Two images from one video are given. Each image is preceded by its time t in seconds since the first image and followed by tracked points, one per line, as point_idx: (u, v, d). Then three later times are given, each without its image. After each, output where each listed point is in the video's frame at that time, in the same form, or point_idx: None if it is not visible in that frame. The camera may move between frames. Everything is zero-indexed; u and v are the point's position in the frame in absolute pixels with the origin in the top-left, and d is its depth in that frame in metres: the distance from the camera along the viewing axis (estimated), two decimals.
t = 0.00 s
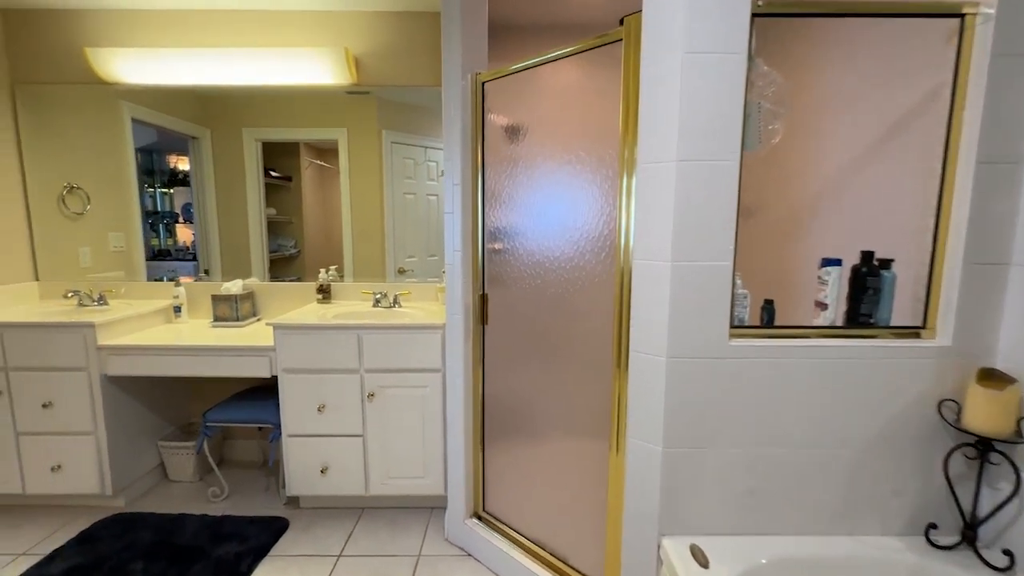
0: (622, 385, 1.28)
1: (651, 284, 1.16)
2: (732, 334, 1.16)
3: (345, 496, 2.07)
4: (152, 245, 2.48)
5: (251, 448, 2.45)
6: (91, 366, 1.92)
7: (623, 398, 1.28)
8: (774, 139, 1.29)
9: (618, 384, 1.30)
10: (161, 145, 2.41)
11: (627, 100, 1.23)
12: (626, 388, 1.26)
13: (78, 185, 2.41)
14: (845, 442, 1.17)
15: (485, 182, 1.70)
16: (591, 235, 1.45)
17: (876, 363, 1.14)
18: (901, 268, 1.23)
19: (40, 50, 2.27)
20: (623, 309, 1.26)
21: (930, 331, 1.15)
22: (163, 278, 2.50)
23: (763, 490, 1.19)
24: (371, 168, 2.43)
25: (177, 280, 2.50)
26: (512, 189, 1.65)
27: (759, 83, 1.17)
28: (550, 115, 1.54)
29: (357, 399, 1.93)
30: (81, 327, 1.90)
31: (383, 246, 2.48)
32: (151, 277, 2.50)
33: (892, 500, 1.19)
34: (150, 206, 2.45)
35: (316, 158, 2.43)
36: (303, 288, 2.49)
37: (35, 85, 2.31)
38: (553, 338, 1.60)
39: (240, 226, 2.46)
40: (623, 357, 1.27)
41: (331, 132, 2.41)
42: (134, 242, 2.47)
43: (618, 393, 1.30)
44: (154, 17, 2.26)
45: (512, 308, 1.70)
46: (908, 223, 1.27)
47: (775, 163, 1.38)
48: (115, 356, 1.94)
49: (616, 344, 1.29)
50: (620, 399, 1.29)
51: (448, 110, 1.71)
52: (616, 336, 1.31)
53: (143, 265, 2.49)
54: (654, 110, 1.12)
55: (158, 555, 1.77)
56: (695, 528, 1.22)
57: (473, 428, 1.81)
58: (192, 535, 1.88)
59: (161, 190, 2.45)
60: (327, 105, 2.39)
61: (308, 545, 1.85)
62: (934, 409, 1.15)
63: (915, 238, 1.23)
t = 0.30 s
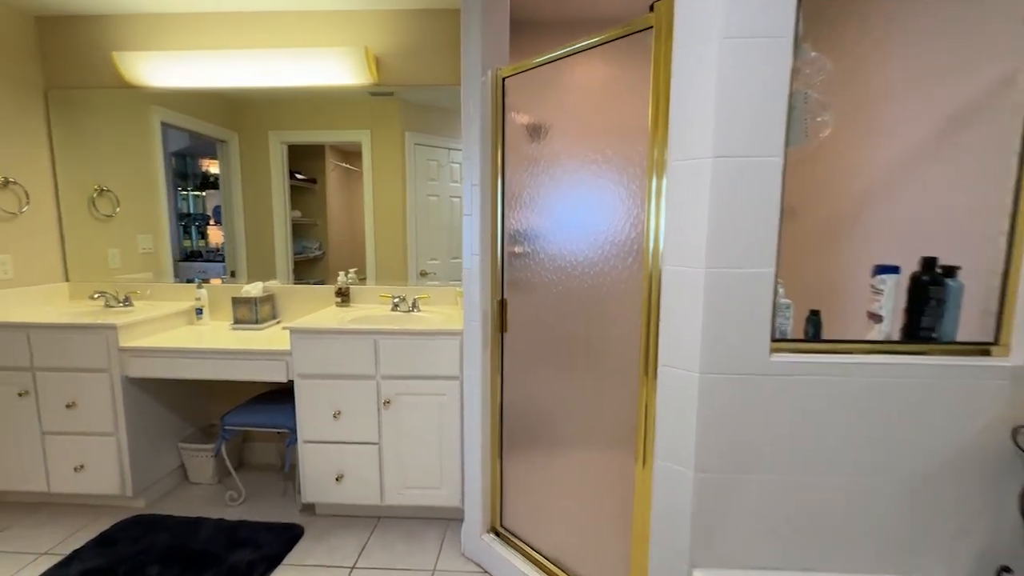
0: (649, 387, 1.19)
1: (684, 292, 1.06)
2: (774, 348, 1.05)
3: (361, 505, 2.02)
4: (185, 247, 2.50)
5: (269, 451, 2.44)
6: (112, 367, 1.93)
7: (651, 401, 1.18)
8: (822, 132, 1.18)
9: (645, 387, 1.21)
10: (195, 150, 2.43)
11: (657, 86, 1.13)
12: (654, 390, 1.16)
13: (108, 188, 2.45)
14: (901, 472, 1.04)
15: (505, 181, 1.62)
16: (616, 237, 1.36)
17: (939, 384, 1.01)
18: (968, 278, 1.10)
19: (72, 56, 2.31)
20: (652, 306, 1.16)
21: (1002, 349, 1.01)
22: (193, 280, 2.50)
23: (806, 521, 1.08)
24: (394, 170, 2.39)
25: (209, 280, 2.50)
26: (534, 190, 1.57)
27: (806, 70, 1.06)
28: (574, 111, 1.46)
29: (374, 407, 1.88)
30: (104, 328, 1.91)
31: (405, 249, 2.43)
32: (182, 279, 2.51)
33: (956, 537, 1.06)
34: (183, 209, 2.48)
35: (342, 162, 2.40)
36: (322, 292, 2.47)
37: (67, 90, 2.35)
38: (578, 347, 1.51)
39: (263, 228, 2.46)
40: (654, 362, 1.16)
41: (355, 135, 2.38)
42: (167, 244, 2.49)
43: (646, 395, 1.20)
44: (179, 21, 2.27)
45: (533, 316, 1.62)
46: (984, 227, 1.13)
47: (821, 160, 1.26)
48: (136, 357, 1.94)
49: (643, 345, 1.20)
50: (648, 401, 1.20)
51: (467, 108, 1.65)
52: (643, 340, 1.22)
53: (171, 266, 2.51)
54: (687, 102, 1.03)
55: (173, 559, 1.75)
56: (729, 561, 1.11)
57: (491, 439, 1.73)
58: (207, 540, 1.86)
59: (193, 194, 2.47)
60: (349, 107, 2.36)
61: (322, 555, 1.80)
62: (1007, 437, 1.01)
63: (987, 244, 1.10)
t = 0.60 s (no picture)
0: (679, 400, 1.07)
1: (720, 300, 0.96)
2: (824, 364, 0.94)
3: (377, 513, 1.98)
4: (215, 248, 2.50)
5: (288, 454, 2.42)
6: (134, 368, 1.94)
7: (681, 416, 1.06)
8: (879, 123, 1.06)
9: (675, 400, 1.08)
10: (224, 152, 2.43)
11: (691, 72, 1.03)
12: (687, 405, 1.04)
13: (136, 189, 2.48)
14: (971, 508, 0.92)
15: (526, 180, 1.54)
16: (643, 237, 1.27)
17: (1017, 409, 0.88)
18: None
19: (101, 60, 2.35)
20: (684, 312, 1.05)
21: None
22: (224, 281, 2.50)
23: (857, 559, 0.96)
24: (416, 170, 2.34)
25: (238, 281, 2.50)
26: (557, 188, 1.48)
27: (864, 52, 0.94)
28: (599, 104, 1.37)
29: (390, 413, 1.83)
30: (126, 329, 1.92)
31: (426, 250, 2.38)
32: (210, 279, 2.52)
33: None
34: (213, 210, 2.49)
35: (366, 163, 2.37)
36: (341, 294, 2.44)
37: (96, 93, 2.38)
38: (602, 356, 1.42)
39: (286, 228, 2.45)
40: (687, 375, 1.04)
41: (378, 135, 2.35)
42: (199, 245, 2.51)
43: (675, 409, 1.08)
44: (202, 22, 2.27)
45: (555, 321, 1.53)
46: None
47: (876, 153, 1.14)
48: (156, 358, 1.94)
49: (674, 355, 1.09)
50: (677, 415, 1.08)
51: (486, 104, 1.57)
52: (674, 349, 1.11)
53: (197, 267, 2.52)
54: (725, 90, 0.93)
55: (189, 563, 1.74)
56: None
57: (510, 450, 1.66)
58: (223, 544, 1.84)
59: (223, 195, 2.47)
60: (368, 107, 2.33)
61: (336, 563, 1.76)
62: None
63: None
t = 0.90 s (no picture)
0: (716, 411, 0.98)
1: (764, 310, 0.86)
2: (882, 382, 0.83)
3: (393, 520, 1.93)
4: (241, 248, 2.50)
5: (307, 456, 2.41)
6: (154, 368, 1.94)
7: (717, 425, 0.97)
8: (947, 109, 0.94)
9: (711, 409, 1.00)
10: (251, 153, 2.43)
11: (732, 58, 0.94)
12: (723, 413, 0.95)
13: (161, 190, 2.50)
14: None
15: (548, 178, 1.46)
16: (674, 236, 1.18)
17: None
18: None
19: (127, 62, 2.37)
20: (721, 315, 0.97)
21: None
22: (251, 281, 2.50)
23: None
24: (437, 169, 2.29)
25: (263, 281, 2.49)
26: (580, 187, 1.40)
27: (934, 29, 0.83)
28: (628, 95, 1.28)
29: (406, 418, 1.77)
30: (147, 329, 1.92)
31: (447, 250, 2.33)
32: (234, 279, 2.52)
33: None
34: (240, 210, 2.48)
35: (389, 162, 2.33)
36: (360, 294, 2.40)
37: (123, 94, 2.40)
38: (629, 365, 1.33)
39: (308, 228, 2.43)
40: (725, 384, 0.95)
41: (399, 135, 2.30)
42: (226, 244, 2.52)
43: (712, 421, 0.99)
44: (223, 22, 2.27)
45: (579, 327, 1.45)
46: None
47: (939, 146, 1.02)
48: (176, 359, 1.94)
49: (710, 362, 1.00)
50: (714, 427, 0.99)
51: (507, 98, 1.49)
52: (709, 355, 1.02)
53: (220, 266, 2.53)
54: (772, 75, 0.83)
55: (205, 567, 1.72)
56: None
57: (530, 461, 1.58)
58: (239, 548, 1.82)
59: (251, 195, 2.47)
60: (389, 105, 2.29)
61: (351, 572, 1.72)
62: None
63: None
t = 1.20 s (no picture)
0: (758, 422, 0.91)
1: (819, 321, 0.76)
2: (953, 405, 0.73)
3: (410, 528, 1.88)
4: (266, 246, 2.49)
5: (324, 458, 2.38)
6: (173, 368, 1.93)
7: (760, 440, 0.90)
8: None
9: (753, 420, 0.93)
10: (275, 153, 2.42)
11: (778, 48, 0.86)
12: (767, 425, 0.87)
13: (184, 189, 2.51)
14: None
15: (572, 176, 1.38)
16: (709, 236, 1.09)
17: None
18: None
19: (151, 63, 2.38)
20: (764, 322, 0.88)
21: None
22: (275, 281, 2.48)
23: None
24: (458, 167, 2.23)
25: (285, 281, 2.47)
26: (606, 184, 1.32)
27: None
28: (659, 86, 1.19)
29: (423, 424, 1.72)
30: (166, 329, 1.91)
31: (467, 250, 2.27)
32: (254, 280, 2.51)
33: None
34: (265, 209, 2.48)
35: (410, 162, 2.28)
36: (378, 295, 2.36)
37: (147, 95, 2.42)
38: (658, 375, 1.25)
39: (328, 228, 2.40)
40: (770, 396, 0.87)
41: (419, 133, 2.25)
42: (252, 242, 2.51)
43: (754, 432, 0.92)
44: (243, 20, 2.25)
45: (604, 332, 1.37)
46: None
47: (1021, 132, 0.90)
48: (194, 359, 1.93)
49: (751, 370, 0.93)
50: (757, 441, 0.92)
51: (527, 87, 1.39)
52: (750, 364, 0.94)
53: (241, 266, 2.52)
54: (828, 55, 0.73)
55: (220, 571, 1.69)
56: None
57: (551, 473, 1.51)
58: (254, 552, 1.79)
59: (275, 195, 2.46)
60: (408, 103, 2.24)
61: None
62: None
63: None
